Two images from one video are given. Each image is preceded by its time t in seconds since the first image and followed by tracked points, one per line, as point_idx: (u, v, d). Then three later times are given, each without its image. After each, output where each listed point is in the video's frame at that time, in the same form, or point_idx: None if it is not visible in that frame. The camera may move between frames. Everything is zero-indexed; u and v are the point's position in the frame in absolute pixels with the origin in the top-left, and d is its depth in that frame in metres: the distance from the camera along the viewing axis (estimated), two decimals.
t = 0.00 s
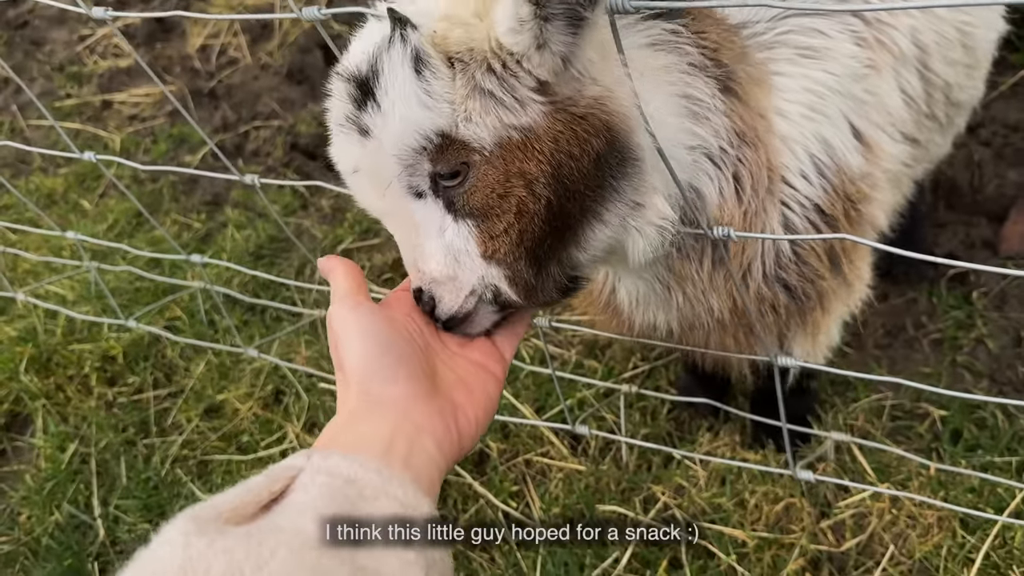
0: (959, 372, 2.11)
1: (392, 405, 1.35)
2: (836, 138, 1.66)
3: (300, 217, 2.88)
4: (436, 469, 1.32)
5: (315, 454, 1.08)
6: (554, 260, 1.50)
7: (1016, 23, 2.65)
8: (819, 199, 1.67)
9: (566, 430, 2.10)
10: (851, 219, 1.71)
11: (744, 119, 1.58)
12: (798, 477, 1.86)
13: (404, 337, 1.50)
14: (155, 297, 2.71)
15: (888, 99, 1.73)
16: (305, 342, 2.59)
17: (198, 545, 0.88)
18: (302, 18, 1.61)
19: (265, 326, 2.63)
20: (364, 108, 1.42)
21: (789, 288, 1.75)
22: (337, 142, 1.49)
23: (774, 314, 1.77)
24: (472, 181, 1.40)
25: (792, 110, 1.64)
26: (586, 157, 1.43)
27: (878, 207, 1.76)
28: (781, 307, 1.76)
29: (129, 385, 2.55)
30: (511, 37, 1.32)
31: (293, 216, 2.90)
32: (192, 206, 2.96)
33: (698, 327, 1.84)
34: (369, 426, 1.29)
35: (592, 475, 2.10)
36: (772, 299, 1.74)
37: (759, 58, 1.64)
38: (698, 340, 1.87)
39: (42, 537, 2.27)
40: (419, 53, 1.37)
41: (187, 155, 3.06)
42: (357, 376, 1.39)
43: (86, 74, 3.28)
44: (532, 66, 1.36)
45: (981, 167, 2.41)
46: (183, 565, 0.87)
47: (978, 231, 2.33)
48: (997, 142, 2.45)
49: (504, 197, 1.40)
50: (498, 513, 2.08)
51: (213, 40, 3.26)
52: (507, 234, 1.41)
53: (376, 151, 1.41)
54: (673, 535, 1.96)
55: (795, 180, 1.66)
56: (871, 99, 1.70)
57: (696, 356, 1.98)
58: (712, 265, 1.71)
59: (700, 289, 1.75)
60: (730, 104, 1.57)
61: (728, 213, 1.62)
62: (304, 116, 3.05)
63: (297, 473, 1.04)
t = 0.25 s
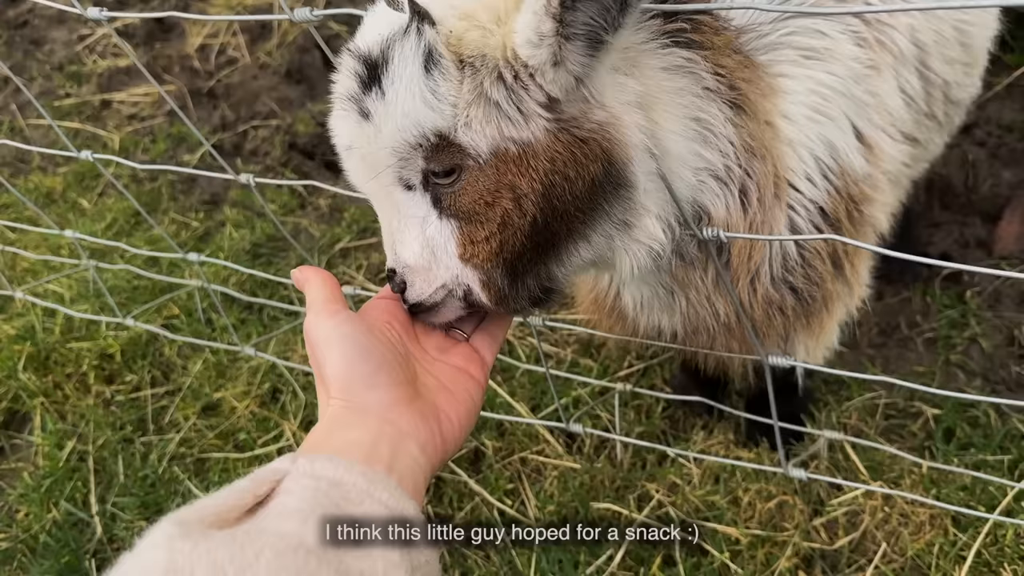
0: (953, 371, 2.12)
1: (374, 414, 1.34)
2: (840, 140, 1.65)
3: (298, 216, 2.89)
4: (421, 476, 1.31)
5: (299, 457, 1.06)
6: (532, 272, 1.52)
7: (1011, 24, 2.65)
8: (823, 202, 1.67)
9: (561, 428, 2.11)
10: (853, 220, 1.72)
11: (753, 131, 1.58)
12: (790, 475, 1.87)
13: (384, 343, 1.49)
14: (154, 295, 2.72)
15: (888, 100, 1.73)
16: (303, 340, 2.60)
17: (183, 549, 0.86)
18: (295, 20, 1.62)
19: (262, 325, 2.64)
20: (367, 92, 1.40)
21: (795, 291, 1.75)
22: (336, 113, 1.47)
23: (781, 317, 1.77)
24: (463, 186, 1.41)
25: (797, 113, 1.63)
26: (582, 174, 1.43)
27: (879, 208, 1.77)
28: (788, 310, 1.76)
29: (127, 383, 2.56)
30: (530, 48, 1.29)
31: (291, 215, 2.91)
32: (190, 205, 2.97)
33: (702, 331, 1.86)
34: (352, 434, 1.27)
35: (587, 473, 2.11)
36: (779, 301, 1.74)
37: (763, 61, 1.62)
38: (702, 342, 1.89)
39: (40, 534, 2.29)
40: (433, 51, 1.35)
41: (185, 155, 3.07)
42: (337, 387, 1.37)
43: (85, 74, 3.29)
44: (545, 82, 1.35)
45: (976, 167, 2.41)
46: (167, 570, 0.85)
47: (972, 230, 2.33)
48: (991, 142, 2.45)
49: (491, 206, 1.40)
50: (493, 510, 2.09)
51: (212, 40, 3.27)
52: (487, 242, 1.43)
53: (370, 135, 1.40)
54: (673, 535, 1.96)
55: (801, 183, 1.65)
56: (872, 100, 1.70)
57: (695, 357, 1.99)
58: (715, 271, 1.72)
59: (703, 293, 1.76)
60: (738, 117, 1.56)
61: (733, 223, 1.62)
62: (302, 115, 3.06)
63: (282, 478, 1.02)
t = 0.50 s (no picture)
0: (949, 373, 2.14)
1: (351, 422, 1.40)
2: (836, 147, 1.67)
3: (298, 217, 2.90)
4: (397, 483, 1.38)
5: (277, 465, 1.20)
6: (493, 289, 1.56)
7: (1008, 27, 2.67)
8: (819, 209, 1.68)
9: (559, 429, 2.12)
10: (849, 226, 1.73)
11: (745, 153, 1.60)
12: (786, 476, 1.88)
13: (360, 347, 1.54)
14: (155, 295, 2.73)
15: (885, 106, 1.73)
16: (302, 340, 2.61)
17: (162, 556, 0.95)
18: (295, 23, 1.63)
19: (262, 325, 2.65)
20: (359, 94, 1.44)
21: (792, 297, 1.76)
22: (328, 106, 1.51)
23: (779, 322, 1.79)
24: (435, 200, 1.45)
25: (794, 121, 1.64)
26: (552, 206, 1.46)
27: (875, 213, 1.79)
28: (786, 314, 1.78)
29: (127, 383, 2.57)
30: (514, 86, 1.29)
31: (291, 215, 2.93)
32: (191, 206, 2.99)
33: (697, 337, 1.87)
34: (329, 442, 1.33)
35: (585, 473, 2.12)
36: (777, 307, 1.76)
37: (761, 69, 1.63)
38: (698, 346, 1.90)
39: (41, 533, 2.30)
40: (423, 70, 1.37)
41: (186, 156, 3.09)
42: (315, 394, 1.42)
43: (87, 74, 3.30)
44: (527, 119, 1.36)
45: (973, 170, 2.43)
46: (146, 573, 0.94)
47: (968, 233, 2.35)
48: (988, 145, 2.47)
49: (458, 224, 1.45)
50: (491, 510, 2.10)
51: (214, 41, 3.28)
52: (450, 257, 1.47)
53: (355, 133, 1.45)
54: (672, 535, 1.97)
55: (797, 192, 1.67)
56: (869, 106, 1.71)
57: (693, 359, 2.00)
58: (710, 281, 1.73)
59: (697, 302, 1.77)
60: (729, 145, 1.59)
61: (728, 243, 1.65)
62: (303, 116, 3.07)
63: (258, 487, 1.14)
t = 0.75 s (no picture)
0: (951, 375, 2.15)
1: (334, 414, 1.41)
2: (847, 151, 1.67)
3: (303, 217, 2.92)
4: (381, 476, 1.38)
5: (262, 457, 1.17)
6: (503, 285, 1.59)
7: (1011, 31, 2.68)
8: (830, 212, 1.69)
9: (562, 429, 2.13)
10: (858, 229, 1.74)
11: (753, 156, 1.61)
12: (790, 476, 1.89)
13: (344, 339, 1.55)
14: (160, 295, 2.74)
15: (892, 110, 1.75)
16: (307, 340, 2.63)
17: (145, 548, 0.92)
18: (306, 24, 1.64)
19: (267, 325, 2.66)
20: (364, 104, 1.46)
21: (802, 299, 1.77)
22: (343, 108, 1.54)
23: (788, 325, 1.80)
24: (440, 205, 1.47)
25: (806, 125, 1.64)
26: (550, 214, 1.47)
27: (881, 216, 1.80)
28: (796, 317, 1.78)
29: (132, 382, 2.58)
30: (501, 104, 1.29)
31: (296, 216, 2.94)
32: (196, 206, 3.00)
33: (705, 339, 1.88)
34: (313, 435, 1.34)
35: (588, 473, 2.13)
36: (786, 309, 1.76)
37: (773, 72, 1.63)
38: (707, 349, 1.91)
39: (46, 531, 2.31)
40: (421, 85, 1.39)
41: (192, 156, 3.10)
42: (298, 387, 1.43)
43: (93, 75, 3.32)
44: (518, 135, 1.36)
45: (976, 173, 2.44)
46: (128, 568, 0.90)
47: (971, 236, 2.36)
48: (991, 148, 2.48)
49: (462, 228, 1.47)
50: (495, 510, 2.11)
51: (219, 42, 3.29)
52: (457, 258, 1.50)
53: (364, 140, 1.48)
54: (673, 535, 1.98)
55: (808, 194, 1.67)
56: (877, 110, 1.72)
57: (698, 361, 2.01)
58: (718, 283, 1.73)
59: (705, 304, 1.78)
60: (739, 150, 1.60)
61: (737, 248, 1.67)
62: (308, 117, 3.08)
63: (241, 478, 1.11)
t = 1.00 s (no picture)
0: (955, 379, 2.16)
1: (325, 413, 1.44)
2: (858, 159, 1.67)
3: (307, 219, 2.92)
4: (369, 474, 1.43)
5: (251, 453, 1.18)
6: (500, 314, 1.65)
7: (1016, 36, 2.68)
8: (838, 220, 1.68)
9: (566, 432, 2.13)
10: (868, 237, 1.74)
11: (750, 167, 1.60)
12: (794, 480, 1.89)
13: (331, 337, 1.58)
14: (164, 296, 2.75)
15: (905, 118, 1.76)
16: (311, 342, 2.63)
17: (135, 544, 0.96)
18: (315, 28, 1.64)
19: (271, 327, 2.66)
20: (352, 154, 1.56)
21: (809, 305, 1.77)
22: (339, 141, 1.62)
23: (795, 331, 1.80)
24: (431, 245, 1.56)
25: (816, 134, 1.64)
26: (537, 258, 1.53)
27: (891, 224, 1.80)
28: (803, 324, 1.78)
29: (137, 383, 2.59)
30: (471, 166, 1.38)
31: (301, 218, 2.95)
32: (201, 208, 3.00)
33: (708, 343, 1.87)
34: (303, 433, 1.38)
35: (592, 476, 2.13)
36: (792, 316, 1.76)
37: (785, 81, 1.64)
38: (710, 354, 1.90)
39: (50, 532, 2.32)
40: (400, 142, 1.48)
41: (196, 158, 3.11)
42: (286, 385, 1.46)
43: (97, 76, 3.32)
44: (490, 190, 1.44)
45: (979, 179, 2.44)
46: (120, 562, 0.94)
47: (975, 241, 2.36)
48: (995, 153, 2.48)
49: (454, 267, 1.55)
50: (499, 512, 2.12)
51: (223, 44, 3.30)
52: (453, 292, 1.59)
53: (358, 187, 1.59)
54: (673, 535, 1.98)
55: (816, 203, 1.66)
56: (891, 118, 1.73)
57: (704, 366, 2.01)
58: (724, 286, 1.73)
59: (708, 309, 1.78)
60: (728, 168, 1.60)
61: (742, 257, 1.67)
62: (312, 120, 3.09)
63: (230, 474, 1.13)
